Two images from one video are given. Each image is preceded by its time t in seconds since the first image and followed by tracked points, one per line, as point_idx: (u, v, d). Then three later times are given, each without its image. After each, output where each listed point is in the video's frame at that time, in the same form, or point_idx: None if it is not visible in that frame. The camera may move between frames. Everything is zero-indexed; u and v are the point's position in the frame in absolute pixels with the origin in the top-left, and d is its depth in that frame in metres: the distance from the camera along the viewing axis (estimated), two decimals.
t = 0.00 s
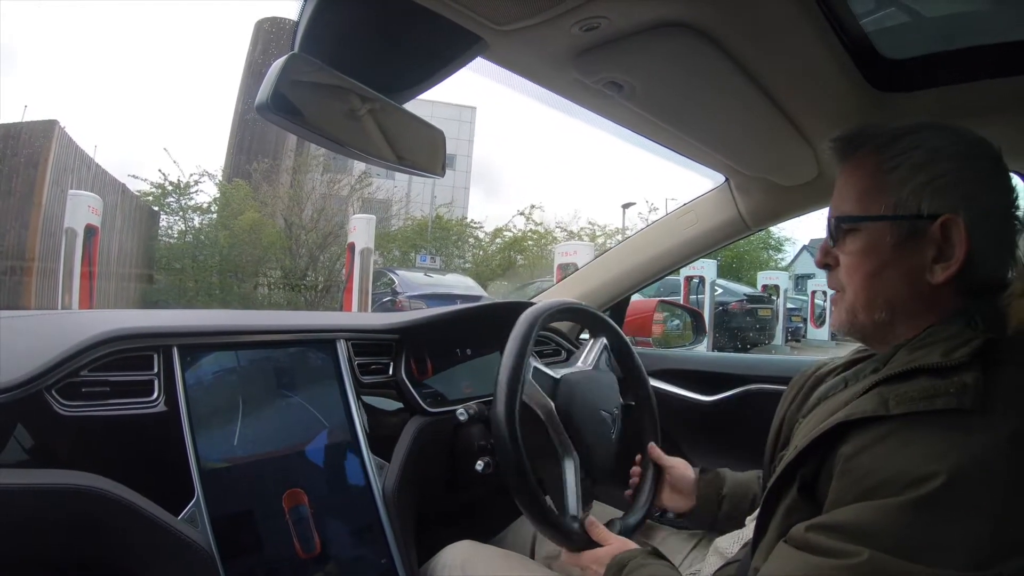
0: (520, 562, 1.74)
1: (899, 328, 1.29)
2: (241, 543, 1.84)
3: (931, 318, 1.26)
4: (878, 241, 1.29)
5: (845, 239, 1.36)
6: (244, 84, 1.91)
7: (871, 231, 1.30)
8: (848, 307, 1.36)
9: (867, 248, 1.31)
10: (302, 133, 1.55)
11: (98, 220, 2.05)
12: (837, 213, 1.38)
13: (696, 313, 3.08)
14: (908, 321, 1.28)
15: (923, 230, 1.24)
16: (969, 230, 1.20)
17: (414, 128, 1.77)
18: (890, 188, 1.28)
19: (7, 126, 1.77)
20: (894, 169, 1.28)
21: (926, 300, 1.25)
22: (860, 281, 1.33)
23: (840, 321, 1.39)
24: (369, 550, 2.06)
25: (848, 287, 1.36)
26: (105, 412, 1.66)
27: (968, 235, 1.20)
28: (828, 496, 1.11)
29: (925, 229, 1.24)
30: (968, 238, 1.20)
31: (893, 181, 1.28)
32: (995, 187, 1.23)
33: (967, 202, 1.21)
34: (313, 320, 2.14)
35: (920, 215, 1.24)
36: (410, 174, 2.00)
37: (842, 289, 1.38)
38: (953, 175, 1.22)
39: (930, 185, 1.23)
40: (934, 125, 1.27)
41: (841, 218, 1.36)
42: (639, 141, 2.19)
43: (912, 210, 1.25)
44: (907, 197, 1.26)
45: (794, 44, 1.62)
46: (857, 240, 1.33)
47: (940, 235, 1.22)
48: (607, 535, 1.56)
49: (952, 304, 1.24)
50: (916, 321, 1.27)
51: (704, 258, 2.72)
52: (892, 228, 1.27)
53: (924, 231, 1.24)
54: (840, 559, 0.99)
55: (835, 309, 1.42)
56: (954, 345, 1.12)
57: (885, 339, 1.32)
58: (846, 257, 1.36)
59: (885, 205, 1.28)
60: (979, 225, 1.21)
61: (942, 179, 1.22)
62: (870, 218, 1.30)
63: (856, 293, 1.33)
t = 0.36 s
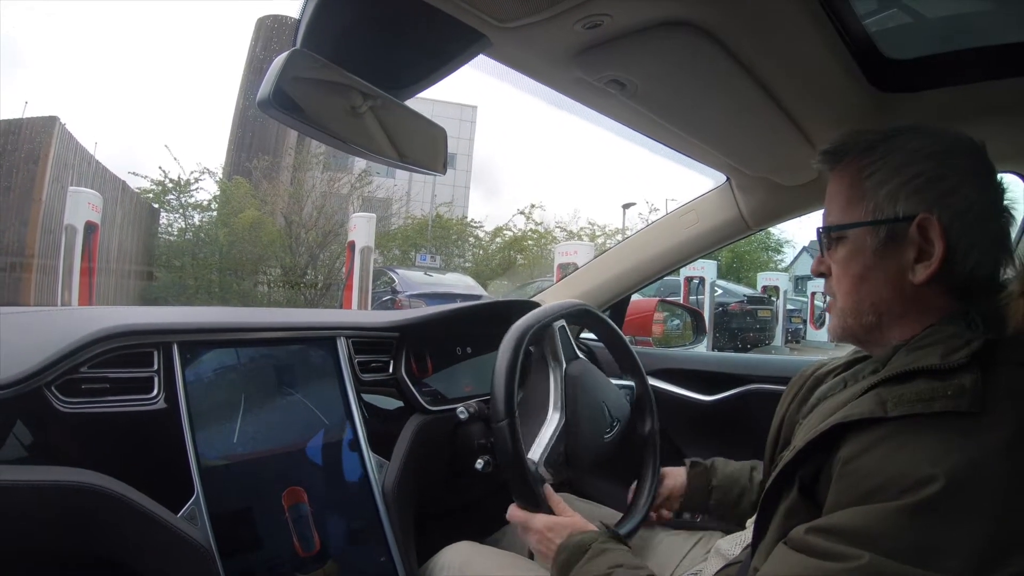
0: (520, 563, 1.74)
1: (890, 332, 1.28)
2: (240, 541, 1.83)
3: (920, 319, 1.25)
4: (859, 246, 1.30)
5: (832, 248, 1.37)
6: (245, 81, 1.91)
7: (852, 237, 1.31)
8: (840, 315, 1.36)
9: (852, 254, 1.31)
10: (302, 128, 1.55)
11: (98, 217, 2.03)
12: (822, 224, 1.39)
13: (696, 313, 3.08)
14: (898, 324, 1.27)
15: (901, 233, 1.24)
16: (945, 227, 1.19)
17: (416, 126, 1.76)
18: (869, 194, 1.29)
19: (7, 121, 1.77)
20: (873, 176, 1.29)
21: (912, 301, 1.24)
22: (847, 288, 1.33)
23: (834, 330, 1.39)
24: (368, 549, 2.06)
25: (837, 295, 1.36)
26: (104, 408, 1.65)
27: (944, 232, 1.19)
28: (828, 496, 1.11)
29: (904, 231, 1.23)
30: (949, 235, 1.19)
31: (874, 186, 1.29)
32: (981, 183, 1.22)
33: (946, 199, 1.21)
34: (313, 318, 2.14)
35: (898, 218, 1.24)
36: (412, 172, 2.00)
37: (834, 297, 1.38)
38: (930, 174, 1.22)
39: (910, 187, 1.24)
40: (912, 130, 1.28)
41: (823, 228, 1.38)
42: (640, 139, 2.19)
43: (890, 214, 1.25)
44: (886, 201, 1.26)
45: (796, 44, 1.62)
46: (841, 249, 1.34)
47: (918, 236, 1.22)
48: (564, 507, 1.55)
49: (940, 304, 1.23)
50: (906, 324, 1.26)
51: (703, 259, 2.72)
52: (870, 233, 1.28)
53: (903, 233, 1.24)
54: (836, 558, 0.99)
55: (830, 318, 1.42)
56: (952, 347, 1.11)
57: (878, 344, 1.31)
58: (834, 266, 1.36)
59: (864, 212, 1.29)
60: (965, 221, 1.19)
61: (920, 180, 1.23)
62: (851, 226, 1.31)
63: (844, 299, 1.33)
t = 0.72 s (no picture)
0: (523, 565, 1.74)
1: (898, 328, 1.28)
2: (244, 543, 1.85)
3: (927, 315, 1.25)
4: (864, 244, 1.31)
5: (839, 247, 1.38)
6: (249, 86, 1.91)
7: (856, 234, 1.32)
8: (850, 313, 1.36)
9: (857, 253, 1.32)
10: (305, 133, 1.56)
11: (102, 221, 2.04)
12: (830, 224, 1.41)
13: (701, 314, 3.07)
14: (905, 320, 1.27)
15: (903, 230, 1.24)
16: (945, 223, 1.19)
17: (419, 130, 1.77)
18: (873, 193, 1.30)
19: (12, 126, 1.78)
20: (876, 175, 1.30)
21: (917, 297, 1.24)
22: (855, 286, 1.34)
23: (845, 329, 1.40)
24: (373, 551, 2.07)
25: (847, 294, 1.37)
26: (110, 411, 1.66)
27: (944, 228, 1.19)
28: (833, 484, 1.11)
29: (906, 228, 1.24)
30: (950, 231, 1.19)
31: (876, 186, 1.30)
32: (983, 182, 1.21)
33: (947, 197, 1.20)
34: (318, 321, 2.14)
35: (899, 216, 1.25)
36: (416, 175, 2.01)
37: (844, 296, 1.39)
38: (930, 173, 1.22)
39: (911, 185, 1.24)
40: (913, 133, 1.29)
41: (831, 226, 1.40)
42: (642, 141, 2.20)
43: (892, 211, 1.26)
44: (888, 200, 1.27)
45: (798, 45, 1.62)
46: (848, 247, 1.35)
47: (920, 232, 1.22)
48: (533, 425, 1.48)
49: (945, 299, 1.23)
50: (913, 320, 1.26)
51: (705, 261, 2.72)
52: (874, 230, 1.29)
53: (904, 230, 1.24)
54: (846, 521, 0.98)
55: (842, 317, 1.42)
56: (958, 343, 1.11)
57: (886, 341, 1.31)
58: (842, 264, 1.38)
59: (869, 210, 1.30)
60: (966, 218, 1.19)
61: (920, 179, 1.23)
62: (855, 224, 1.32)
63: (852, 295, 1.35)
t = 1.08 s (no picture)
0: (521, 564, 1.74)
1: (897, 328, 1.28)
2: (242, 541, 1.84)
3: (925, 315, 1.25)
4: (866, 244, 1.31)
5: (841, 247, 1.39)
6: (249, 83, 1.91)
7: (858, 234, 1.33)
8: (850, 312, 1.37)
9: (859, 252, 1.33)
10: (303, 130, 1.56)
11: (100, 218, 1.99)
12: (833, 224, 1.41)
13: (699, 314, 3.07)
14: (904, 320, 1.27)
15: (905, 230, 1.25)
16: (947, 224, 1.19)
17: (419, 129, 1.77)
18: (876, 193, 1.30)
19: (10, 123, 1.78)
20: (879, 176, 1.30)
21: (917, 297, 1.24)
22: (856, 286, 1.34)
23: (846, 328, 1.40)
24: (371, 550, 2.06)
25: (848, 293, 1.37)
26: (107, 409, 1.66)
27: (945, 229, 1.19)
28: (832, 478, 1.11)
29: (907, 228, 1.24)
30: (950, 232, 1.19)
31: (879, 187, 1.30)
32: (985, 183, 1.21)
33: (949, 198, 1.20)
34: (317, 320, 2.14)
35: (901, 216, 1.25)
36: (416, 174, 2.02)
37: (845, 295, 1.40)
38: (933, 174, 1.22)
39: (914, 186, 1.24)
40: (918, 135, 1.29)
41: (835, 226, 1.40)
42: (641, 141, 2.21)
43: (894, 212, 1.26)
44: (891, 200, 1.27)
45: (798, 44, 1.61)
46: (850, 247, 1.35)
47: (921, 232, 1.22)
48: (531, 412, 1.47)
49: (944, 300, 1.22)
50: (912, 320, 1.26)
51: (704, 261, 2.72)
52: (876, 230, 1.29)
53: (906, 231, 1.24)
54: (844, 505, 0.98)
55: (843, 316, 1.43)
56: (956, 340, 1.11)
57: (886, 341, 1.31)
58: (844, 265, 1.38)
59: (871, 210, 1.31)
60: (967, 218, 1.19)
61: (922, 180, 1.23)
62: (858, 224, 1.33)
63: (854, 295, 1.35)
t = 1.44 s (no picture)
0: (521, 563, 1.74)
1: (901, 327, 1.29)
2: (241, 539, 1.85)
3: (931, 317, 1.25)
4: (879, 241, 1.31)
5: (852, 240, 1.38)
6: (250, 81, 1.91)
7: (872, 230, 1.32)
8: (856, 305, 1.37)
9: (871, 247, 1.32)
10: (304, 128, 1.56)
11: (101, 215, 1.98)
12: (845, 215, 1.40)
13: (699, 314, 3.08)
14: (909, 320, 1.27)
15: (920, 230, 1.24)
16: (965, 230, 1.18)
17: (420, 127, 1.77)
18: (892, 189, 1.29)
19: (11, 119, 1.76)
20: (898, 172, 1.29)
21: (925, 298, 1.25)
22: (864, 281, 1.34)
23: (848, 320, 1.41)
24: (370, 548, 2.06)
25: (855, 287, 1.37)
26: (107, 406, 1.66)
27: (963, 235, 1.18)
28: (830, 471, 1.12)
29: (923, 229, 1.23)
30: (967, 238, 1.18)
31: (897, 183, 1.28)
32: (995, 185, 1.20)
33: (964, 202, 1.19)
34: (317, 318, 2.14)
35: (919, 216, 1.24)
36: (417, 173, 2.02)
37: (850, 289, 1.40)
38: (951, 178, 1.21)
39: (934, 187, 1.22)
40: (938, 133, 1.26)
41: (846, 217, 1.39)
42: (643, 140, 2.20)
43: (912, 211, 1.25)
44: (909, 199, 1.26)
45: (800, 45, 1.62)
46: (862, 241, 1.35)
47: (937, 235, 1.21)
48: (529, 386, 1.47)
49: (951, 304, 1.23)
50: (917, 320, 1.27)
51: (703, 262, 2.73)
52: (891, 227, 1.28)
53: (922, 231, 1.24)
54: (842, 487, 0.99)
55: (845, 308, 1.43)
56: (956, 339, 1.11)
57: (889, 338, 1.32)
58: (853, 258, 1.38)
59: (887, 206, 1.30)
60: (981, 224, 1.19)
61: (940, 182, 1.22)
62: (873, 219, 1.32)
63: (861, 291, 1.35)
